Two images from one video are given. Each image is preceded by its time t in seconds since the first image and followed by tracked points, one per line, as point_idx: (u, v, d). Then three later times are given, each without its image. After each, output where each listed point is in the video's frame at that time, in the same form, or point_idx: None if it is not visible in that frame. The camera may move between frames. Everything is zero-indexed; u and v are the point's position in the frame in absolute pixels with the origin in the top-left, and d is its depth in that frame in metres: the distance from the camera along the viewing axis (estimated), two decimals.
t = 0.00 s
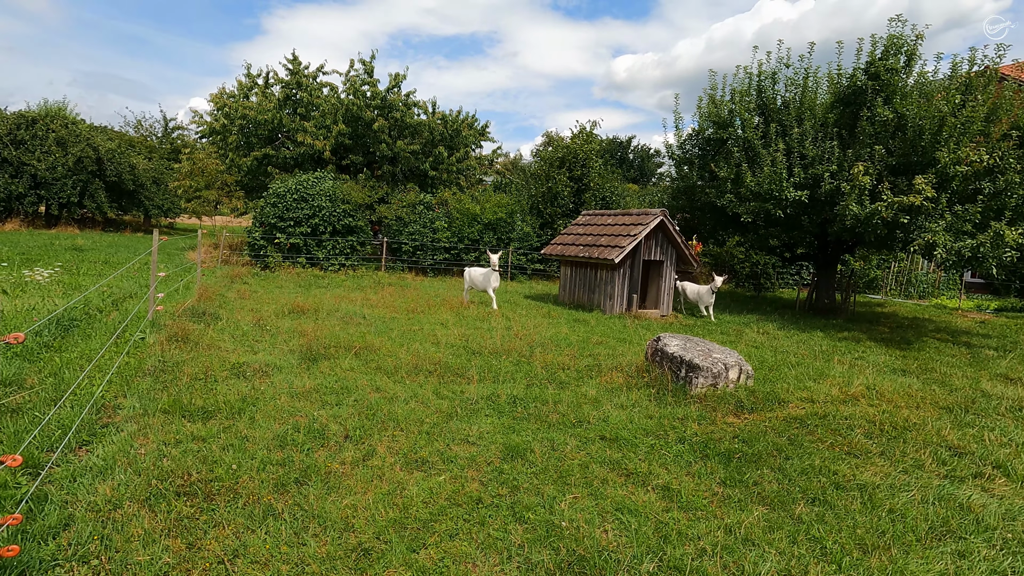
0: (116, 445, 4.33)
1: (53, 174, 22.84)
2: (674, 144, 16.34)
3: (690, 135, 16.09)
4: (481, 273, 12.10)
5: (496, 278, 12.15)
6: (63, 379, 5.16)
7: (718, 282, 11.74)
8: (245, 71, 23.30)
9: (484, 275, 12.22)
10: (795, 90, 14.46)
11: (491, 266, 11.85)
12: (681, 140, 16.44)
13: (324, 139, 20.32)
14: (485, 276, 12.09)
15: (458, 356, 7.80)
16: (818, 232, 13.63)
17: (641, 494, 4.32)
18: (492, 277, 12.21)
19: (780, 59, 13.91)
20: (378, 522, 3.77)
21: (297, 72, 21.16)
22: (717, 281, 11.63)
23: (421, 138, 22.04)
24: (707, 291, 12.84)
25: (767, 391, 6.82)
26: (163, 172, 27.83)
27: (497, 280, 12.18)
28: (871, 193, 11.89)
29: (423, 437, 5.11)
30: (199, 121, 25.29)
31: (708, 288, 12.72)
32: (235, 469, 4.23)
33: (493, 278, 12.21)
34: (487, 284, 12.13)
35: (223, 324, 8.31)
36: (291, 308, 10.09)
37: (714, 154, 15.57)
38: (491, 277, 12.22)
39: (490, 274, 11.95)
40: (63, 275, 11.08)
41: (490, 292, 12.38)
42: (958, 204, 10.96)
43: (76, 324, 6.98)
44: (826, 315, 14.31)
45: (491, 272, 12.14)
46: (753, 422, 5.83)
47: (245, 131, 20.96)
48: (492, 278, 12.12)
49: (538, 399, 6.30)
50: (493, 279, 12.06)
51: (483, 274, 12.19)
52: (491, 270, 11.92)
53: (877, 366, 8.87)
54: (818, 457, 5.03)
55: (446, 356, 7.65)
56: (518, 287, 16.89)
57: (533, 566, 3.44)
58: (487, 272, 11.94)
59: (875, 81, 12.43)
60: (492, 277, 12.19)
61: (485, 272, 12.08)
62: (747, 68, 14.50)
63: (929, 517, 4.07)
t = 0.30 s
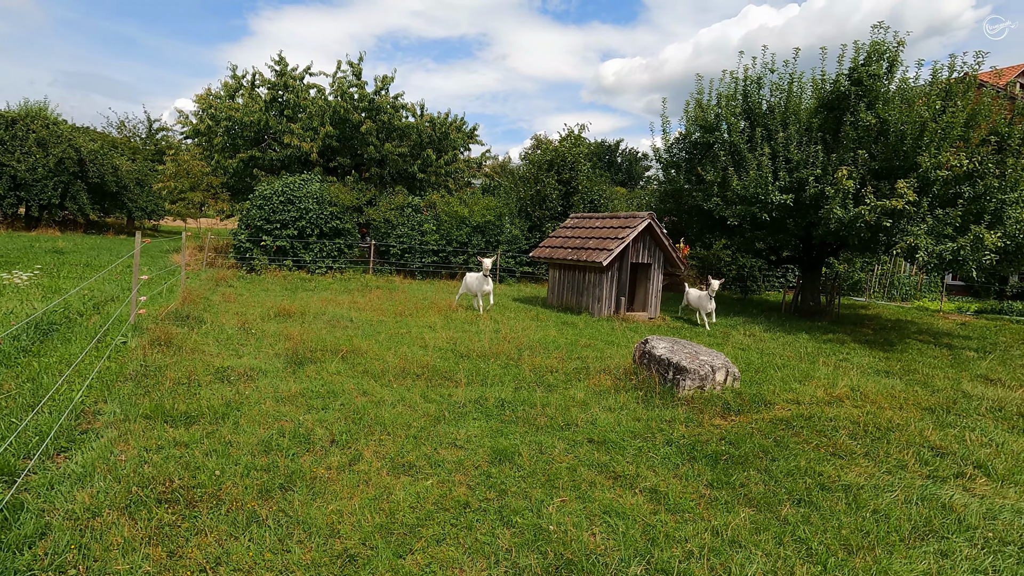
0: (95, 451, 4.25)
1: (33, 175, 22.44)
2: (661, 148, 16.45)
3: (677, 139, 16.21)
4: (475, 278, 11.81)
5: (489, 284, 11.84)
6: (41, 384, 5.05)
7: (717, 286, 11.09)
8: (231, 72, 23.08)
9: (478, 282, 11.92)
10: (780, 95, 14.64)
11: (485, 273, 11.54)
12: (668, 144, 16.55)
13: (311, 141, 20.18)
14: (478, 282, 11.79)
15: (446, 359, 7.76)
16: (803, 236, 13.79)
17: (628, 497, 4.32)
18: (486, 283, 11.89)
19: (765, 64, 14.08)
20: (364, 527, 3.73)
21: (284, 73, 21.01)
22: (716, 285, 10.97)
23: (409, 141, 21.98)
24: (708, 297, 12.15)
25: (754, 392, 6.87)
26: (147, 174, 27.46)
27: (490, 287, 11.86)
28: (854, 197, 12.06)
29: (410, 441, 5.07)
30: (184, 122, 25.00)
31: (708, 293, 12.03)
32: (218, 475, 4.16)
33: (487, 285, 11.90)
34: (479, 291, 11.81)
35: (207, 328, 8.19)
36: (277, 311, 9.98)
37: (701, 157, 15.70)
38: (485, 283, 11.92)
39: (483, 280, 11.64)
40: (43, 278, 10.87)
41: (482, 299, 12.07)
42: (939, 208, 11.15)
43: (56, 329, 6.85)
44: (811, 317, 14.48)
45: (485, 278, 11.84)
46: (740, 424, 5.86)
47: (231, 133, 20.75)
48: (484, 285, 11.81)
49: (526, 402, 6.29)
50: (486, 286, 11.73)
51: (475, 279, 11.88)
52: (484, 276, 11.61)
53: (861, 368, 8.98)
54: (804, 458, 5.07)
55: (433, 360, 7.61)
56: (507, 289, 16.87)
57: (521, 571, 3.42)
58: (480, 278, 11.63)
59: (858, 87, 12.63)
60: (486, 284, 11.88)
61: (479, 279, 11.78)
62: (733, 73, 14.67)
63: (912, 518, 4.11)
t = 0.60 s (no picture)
0: (71, 459, 4.13)
1: (15, 177, 22.06)
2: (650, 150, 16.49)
3: (666, 141, 16.27)
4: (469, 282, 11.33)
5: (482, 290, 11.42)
6: (15, 390, 4.91)
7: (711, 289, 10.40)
8: (218, 72, 22.84)
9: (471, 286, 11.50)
10: (768, 98, 14.74)
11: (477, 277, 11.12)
12: (658, 146, 16.60)
13: (298, 143, 20.01)
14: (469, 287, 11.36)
15: (434, 362, 7.69)
16: (791, 238, 13.88)
17: (617, 501, 4.28)
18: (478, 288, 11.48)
19: (752, 68, 14.17)
20: (348, 534, 3.66)
21: (271, 74, 20.83)
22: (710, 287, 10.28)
23: (398, 143, 21.89)
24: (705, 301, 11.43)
25: (742, 394, 6.87)
26: (132, 175, 27.10)
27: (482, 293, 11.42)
28: (841, 199, 12.16)
29: (396, 445, 5.01)
30: (170, 123, 24.71)
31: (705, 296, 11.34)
32: (198, 481, 4.07)
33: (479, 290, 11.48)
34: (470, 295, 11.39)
35: (191, 331, 8.05)
36: (263, 315, 9.85)
37: (690, 160, 15.76)
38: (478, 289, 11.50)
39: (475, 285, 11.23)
40: (23, 281, 10.66)
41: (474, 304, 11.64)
42: (924, 210, 11.28)
43: (34, 333, 6.69)
44: (799, 319, 14.58)
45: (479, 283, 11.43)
46: (729, 426, 5.86)
47: (218, 134, 20.54)
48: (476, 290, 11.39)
49: (515, 405, 6.24)
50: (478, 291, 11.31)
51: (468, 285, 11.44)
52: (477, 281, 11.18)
53: (848, 369, 9.04)
54: (792, 460, 5.07)
55: (422, 363, 7.54)
56: (496, 292, 16.82)
57: None
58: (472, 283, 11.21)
59: (844, 90, 12.76)
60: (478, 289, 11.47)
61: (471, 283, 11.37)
62: (720, 76, 14.75)
63: (899, 519, 4.11)
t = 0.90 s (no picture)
0: (37, 467, 3.98)
1: None
2: (640, 151, 16.45)
3: (656, 142, 16.23)
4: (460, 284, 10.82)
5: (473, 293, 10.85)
6: None
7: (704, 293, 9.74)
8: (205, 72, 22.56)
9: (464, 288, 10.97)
10: (757, 98, 14.75)
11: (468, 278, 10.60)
12: (648, 147, 16.56)
13: (287, 143, 19.80)
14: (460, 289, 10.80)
15: (421, 364, 7.57)
16: (780, 238, 13.88)
17: (604, 505, 4.19)
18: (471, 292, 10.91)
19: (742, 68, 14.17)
20: (325, 543, 3.54)
21: (259, 74, 20.61)
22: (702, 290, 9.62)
23: (388, 143, 21.73)
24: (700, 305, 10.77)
25: (732, 395, 6.81)
26: (118, 176, 26.72)
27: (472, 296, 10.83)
28: (830, 199, 12.17)
29: (379, 450, 4.88)
30: (157, 123, 24.38)
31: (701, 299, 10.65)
32: (171, 489, 3.93)
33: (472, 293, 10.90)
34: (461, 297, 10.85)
35: (172, 334, 7.87)
36: (248, 317, 9.67)
37: (680, 160, 15.73)
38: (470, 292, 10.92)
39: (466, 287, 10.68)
40: None
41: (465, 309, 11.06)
42: (912, 210, 11.31)
43: (7, 336, 6.49)
44: (789, 318, 14.59)
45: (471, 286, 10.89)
46: (718, 427, 5.79)
47: (205, 134, 20.27)
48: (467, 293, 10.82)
49: (502, 407, 6.13)
50: (468, 294, 10.76)
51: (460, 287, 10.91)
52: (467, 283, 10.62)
53: (837, 368, 9.01)
54: (782, 461, 5.01)
55: (408, 365, 7.41)
56: (487, 293, 16.71)
57: None
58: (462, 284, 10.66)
59: (833, 90, 12.79)
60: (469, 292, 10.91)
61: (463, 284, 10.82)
62: (710, 76, 14.74)
63: (889, 521, 4.06)
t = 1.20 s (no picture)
0: None
1: None
2: (630, 150, 16.39)
3: (646, 141, 16.16)
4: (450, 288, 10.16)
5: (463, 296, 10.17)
6: None
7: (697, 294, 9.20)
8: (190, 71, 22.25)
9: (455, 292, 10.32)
10: (746, 97, 14.73)
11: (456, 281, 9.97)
12: (637, 146, 16.48)
13: (273, 143, 19.56)
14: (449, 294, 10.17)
15: (407, 366, 7.42)
16: (770, 237, 13.86)
17: (589, 511, 4.08)
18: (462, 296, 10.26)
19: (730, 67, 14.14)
20: (298, 556, 3.41)
21: (245, 73, 20.36)
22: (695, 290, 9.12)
23: (377, 143, 21.54)
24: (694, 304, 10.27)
25: (721, 395, 6.72)
26: (104, 177, 26.34)
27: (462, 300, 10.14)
28: (818, 197, 12.15)
29: (359, 456, 4.74)
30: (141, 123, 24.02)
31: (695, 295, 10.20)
32: (138, 501, 3.78)
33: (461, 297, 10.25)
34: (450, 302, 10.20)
35: (150, 338, 7.67)
36: (230, 319, 9.47)
37: (669, 159, 15.68)
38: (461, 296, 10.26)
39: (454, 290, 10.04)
40: None
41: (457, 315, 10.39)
42: (899, 208, 11.31)
43: None
44: (778, 317, 14.58)
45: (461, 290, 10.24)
46: (707, 429, 5.70)
47: (190, 134, 19.99)
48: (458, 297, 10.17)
49: (488, 410, 6.01)
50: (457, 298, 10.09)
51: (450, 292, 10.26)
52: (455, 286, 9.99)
53: (827, 367, 8.97)
54: (771, 463, 4.92)
55: (393, 368, 7.26)
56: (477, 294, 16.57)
57: None
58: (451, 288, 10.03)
59: (821, 89, 12.79)
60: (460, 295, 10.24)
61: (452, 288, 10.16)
62: (699, 75, 14.71)
63: (879, 524, 3.98)
